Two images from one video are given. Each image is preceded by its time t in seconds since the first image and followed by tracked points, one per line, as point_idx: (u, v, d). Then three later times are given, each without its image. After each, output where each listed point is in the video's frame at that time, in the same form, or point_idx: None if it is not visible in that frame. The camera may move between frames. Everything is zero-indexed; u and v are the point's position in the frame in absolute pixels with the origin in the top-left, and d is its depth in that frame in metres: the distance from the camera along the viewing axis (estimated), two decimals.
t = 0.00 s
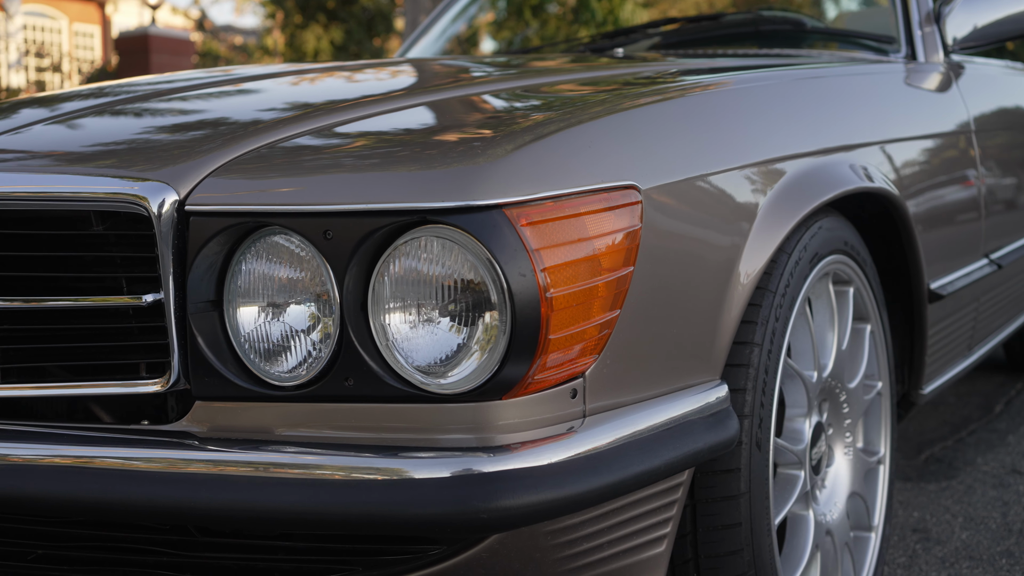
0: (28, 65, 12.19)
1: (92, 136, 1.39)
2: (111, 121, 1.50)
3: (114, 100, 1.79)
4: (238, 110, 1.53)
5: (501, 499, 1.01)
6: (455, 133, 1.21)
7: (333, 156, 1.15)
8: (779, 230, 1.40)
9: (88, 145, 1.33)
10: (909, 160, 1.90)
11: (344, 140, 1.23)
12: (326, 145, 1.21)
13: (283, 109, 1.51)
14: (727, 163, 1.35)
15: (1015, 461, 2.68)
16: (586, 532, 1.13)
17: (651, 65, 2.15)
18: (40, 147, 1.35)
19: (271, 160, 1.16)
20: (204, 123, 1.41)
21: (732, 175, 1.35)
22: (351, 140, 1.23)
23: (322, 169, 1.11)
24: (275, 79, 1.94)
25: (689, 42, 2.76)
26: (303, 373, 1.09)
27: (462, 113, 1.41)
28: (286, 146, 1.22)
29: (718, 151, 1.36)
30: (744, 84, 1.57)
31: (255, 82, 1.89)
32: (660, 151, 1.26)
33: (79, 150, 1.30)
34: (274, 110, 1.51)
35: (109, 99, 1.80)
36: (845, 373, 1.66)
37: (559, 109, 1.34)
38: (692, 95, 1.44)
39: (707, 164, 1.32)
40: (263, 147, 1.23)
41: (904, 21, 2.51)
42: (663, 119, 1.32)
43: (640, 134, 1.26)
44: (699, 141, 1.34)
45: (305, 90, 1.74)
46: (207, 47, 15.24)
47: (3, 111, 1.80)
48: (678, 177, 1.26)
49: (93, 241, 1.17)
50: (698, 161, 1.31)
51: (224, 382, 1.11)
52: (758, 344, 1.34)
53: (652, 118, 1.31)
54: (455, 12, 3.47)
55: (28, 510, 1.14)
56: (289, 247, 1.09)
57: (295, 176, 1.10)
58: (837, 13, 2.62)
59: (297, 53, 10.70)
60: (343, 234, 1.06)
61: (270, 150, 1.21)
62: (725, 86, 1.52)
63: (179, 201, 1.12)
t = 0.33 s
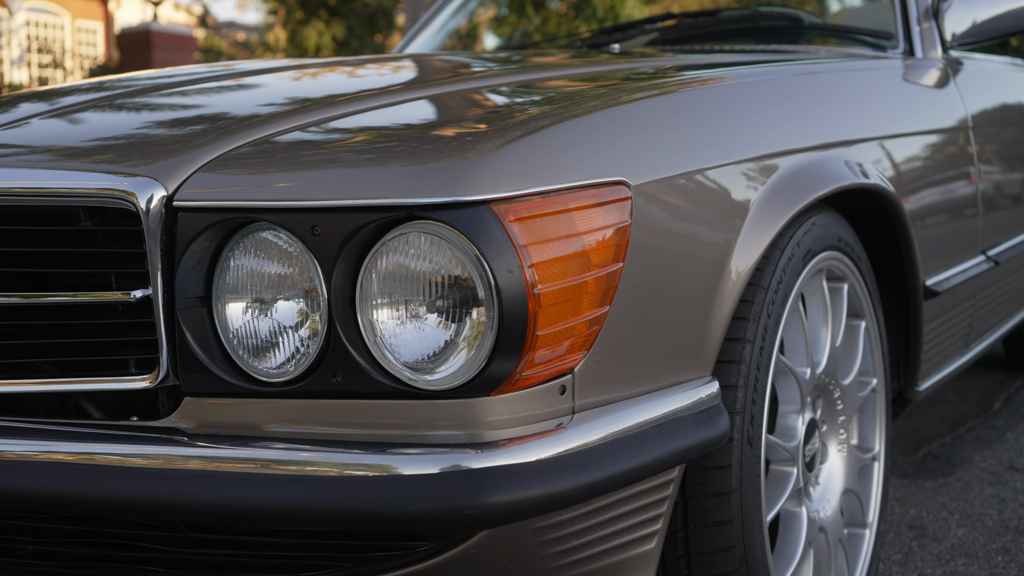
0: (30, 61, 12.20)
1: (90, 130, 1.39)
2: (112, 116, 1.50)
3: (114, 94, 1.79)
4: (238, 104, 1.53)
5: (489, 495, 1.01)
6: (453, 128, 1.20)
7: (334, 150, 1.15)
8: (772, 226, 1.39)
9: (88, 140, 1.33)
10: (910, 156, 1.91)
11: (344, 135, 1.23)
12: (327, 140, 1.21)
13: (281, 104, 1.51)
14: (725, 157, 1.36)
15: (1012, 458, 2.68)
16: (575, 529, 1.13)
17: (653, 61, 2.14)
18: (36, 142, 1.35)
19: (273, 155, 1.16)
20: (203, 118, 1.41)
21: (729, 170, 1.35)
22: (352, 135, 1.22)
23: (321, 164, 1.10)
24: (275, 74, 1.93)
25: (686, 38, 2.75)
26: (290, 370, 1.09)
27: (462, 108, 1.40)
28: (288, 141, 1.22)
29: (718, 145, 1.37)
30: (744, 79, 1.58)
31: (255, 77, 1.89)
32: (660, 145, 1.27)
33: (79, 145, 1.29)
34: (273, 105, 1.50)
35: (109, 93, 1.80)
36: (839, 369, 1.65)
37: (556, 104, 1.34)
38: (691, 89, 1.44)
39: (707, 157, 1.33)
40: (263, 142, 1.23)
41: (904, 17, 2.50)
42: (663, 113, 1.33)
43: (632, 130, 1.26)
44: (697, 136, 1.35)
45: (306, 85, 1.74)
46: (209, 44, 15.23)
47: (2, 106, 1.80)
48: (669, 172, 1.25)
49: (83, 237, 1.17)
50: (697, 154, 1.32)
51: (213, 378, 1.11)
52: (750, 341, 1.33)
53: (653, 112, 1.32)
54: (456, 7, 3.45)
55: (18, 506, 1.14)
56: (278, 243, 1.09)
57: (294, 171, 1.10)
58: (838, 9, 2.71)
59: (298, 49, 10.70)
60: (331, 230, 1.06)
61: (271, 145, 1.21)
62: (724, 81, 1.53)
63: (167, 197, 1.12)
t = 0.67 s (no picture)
0: (33, 60, 12.21)
1: (89, 128, 1.39)
2: (113, 114, 1.50)
3: (113, 92, 1.79)
4: (239, 102, 1.52)
5: (477, 495, 1.01)
6: (450, 126, 1.20)
7: (333, 148, 1.14)
8: (765, 225, 1.39)
9: (89, 138, 1.33)
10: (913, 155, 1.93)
11: (344, 132, 1.22)
12: (327, 138, 1.20)
13: (279, 102, 1.50)
14: (722, 155, 1.36)
15: (1012, 458, 2.67)
16: (565, 529, 1.13)
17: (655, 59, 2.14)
18: (36, 140, 1.35)
19: (273, 153, 1.15)
20: (202, 116, 1.40)
21: (726, 168, 1.35)
22: (352, 133, 1.22)
23: (322, 162, 1.09)
24: (277, 72, 1.93)
25: (685, 37, 2.74)
26: (279, 369, 1.09)
27: (461, 106, 1.39)
28: (288, 139, 1.21)
29: (717, 142, 1.37)
30: (744, 78, 1.58)
31: (257, 75, 1.89)
32: (660, 143, 1.28)
33: (78, 143, 1.29)
34: (272, 103, 1.50)
35: (109, 91, 1.80)
36: (834, 369, 1.65)
37: (553, 101, 1.34)
38: (689, 87, 1.44)
39: (706, 155, 1.33)
40: (262, 141, 1.22)
41: (901, 16, 2.49)
42: (661, 111, 1.33)
43: (624, 128, 1.25)
44: (694, 133, 1.35)
45: (309, 84, 1.73)
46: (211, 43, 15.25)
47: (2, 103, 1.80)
48: (660, 171, 1.24)
49: (73, 236, 1.17)
50: (696, 151, 1.32)
51: (201, 377, 1.11)
52: (743, 340, 1.33)
53: (651, 109, 1.32)
54: (454, 6, 3.42)
55: (7, 505, 1.14)
56: (267, 242, 1.08)
57: (296, 168, 1.09)
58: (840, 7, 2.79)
59: (300, 49, 10.71)
60: (319, 229, 1.05)
61: (271, 143, 1.20)
62: (724, 79, 1.53)
63: (156, 195, 1.12)
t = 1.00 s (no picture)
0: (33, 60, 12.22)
1: (85, 127, 1.39)
2: (112, 113, 1.49)
3: (111, 90, 1.79)
4: (238, 101, 1.52)
5: (463, 495, 1.00)
6: (446, 123, 1.20)
7: (331, 146, 1.14)
8: (758, 224, 1.38)
9: (87, 137, 1.32)
10: (915, 151, 1.96)
11: (344, 131, 1.22)
12: (325, 137, 1.19)
13: (276, 100, 1.50)
14: (717, 153, 1.36)
15: (1010, 457, 2.66)
16: (554, 529, 1.12)
17: (655, 56, 2.14)
18: (34, 139, 1.34)
19: (271, 151, 1.14)
20: (199, 115, 1.40)
21: (720, 165, 1.35)
22: (351, 131, 1.21)
23: (317, 160, 1.09)
24: (277, 71, 1.93)
25: (682, 35, 2.72)
26: (266, 369, 1.09)
27: (459, 104, 1.39)
28: (287, 138, 1.20)
29: (715, 139, 1.38)
30: (740, 75, 1.59)
31: (257, 74, 1.89)
32: (659, 139, 1.29)
33: (76, 141, 1.29)
34: (269, 101, 1.50)
35: (107, 89, 1.80)
36: (828, 368, 1.64)
37: (549, 99, 1.33)
38: (686, 84, 1.45)
39: (703, 152, 1.34)
40: (263, 140, 1.21)
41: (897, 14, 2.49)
42: (657, 108, 1.34)
43: (615, 126, 1.25)
44: (689, 131, 1.35)
45: (308, 82, 1.73)
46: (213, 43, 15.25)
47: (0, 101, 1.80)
48: (651, 169, 1.24)
49: (61, 236, 1.16)
50: (693, 148, 1.33)
51: (189, 377, 1.10)
52: (734, 339, 1.32)
53: (647, 106, 1.33)
54: (455, 3, 3.47)
55: None
56: (255, 241, 1.08)
57: (293, 167, 1.09)
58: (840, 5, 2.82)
59: (301, 49, 10.72)
60: (305, 229, 1.05)
61: (271, 143, 1.19)
62: (720, 77, 1.54)
63: (143, 195, 1.12)
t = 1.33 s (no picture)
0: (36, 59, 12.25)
1: (84, 124, 1.39)
2: (113, 110, 1.49)
3: (110, 88, 1.79)
4: (239, 98, 1.52)
5: (452, 495, 1.00)
6: (442, 121, 1.19)
7: (330, 144, 1.13)
8: (752, 223, 1.38)
9: (88, 134, 1.32)
10: (919, 150, 1.97)
11: (344, 129, 1.21)
12: (325, 134, 1.19)
13: (275, 98, 1.50)
14: (712, 152, 1.36)
15: (1009, 458, 2.66)
16: (545, 528, 1.12)
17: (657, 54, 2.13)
18: (33, 136, 1.34)
19: (271, 148, 1.14)
20: (197, 112, 1.40)
21: (716, 164, 1.35)
22: (352, 128, 1.20)
23: (312, 158, 1.09)
24: (278, 69, 1.93)
25: (679, 34, 2.71)
26: (256, 368, 1.08)
27: (460, 101, 1.39)
28: (287, 135, 1.20)
29: (714, 137, 1.38)
30: (741, 73, 1.59)
31: (259, 71, 1.89)
32: (652, 138, 1.29)
33: (76, 139, 1.29)
34: (269, 99, 1.50)
35: (106, 87, 1.80)
36: (823, 368, 1.63)
37: (548, 96, 1.33)
38: (686, 82, 1.46)
39: (702, 150, 1.34)
40: (264, 136, 1.20)
41: (897, 13, 2.48)
42: (656, 105, 1.34)
43: (608, 124, 1.25)
44: (687, 129, 1.35)
45: (310, 80, 1.72)
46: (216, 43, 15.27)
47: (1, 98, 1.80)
48: (643, 168, 1.23)
49: (51, 235, 1.16)
50: (692, 146, 1.34)
51: (179, 376, 1.10)
52: (728, 338, 1.32)
53: (646, 104, 1.33)
54: (455, 1, 3.47)
55: None
56: (244, 240, 1.08)
57: (291, 165, 1.08)
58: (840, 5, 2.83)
59: (303, 49, 10.72)
60: (294, 227, 1.05)
61: (273, 140, 1.18)
62: (721, 75, 1.55)
63: (133, 193, 1.12)
